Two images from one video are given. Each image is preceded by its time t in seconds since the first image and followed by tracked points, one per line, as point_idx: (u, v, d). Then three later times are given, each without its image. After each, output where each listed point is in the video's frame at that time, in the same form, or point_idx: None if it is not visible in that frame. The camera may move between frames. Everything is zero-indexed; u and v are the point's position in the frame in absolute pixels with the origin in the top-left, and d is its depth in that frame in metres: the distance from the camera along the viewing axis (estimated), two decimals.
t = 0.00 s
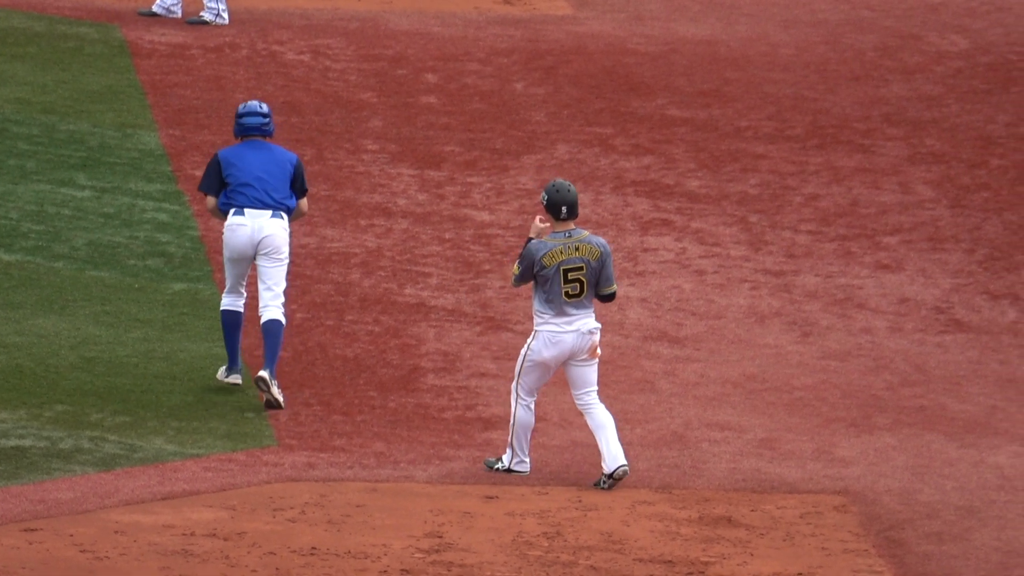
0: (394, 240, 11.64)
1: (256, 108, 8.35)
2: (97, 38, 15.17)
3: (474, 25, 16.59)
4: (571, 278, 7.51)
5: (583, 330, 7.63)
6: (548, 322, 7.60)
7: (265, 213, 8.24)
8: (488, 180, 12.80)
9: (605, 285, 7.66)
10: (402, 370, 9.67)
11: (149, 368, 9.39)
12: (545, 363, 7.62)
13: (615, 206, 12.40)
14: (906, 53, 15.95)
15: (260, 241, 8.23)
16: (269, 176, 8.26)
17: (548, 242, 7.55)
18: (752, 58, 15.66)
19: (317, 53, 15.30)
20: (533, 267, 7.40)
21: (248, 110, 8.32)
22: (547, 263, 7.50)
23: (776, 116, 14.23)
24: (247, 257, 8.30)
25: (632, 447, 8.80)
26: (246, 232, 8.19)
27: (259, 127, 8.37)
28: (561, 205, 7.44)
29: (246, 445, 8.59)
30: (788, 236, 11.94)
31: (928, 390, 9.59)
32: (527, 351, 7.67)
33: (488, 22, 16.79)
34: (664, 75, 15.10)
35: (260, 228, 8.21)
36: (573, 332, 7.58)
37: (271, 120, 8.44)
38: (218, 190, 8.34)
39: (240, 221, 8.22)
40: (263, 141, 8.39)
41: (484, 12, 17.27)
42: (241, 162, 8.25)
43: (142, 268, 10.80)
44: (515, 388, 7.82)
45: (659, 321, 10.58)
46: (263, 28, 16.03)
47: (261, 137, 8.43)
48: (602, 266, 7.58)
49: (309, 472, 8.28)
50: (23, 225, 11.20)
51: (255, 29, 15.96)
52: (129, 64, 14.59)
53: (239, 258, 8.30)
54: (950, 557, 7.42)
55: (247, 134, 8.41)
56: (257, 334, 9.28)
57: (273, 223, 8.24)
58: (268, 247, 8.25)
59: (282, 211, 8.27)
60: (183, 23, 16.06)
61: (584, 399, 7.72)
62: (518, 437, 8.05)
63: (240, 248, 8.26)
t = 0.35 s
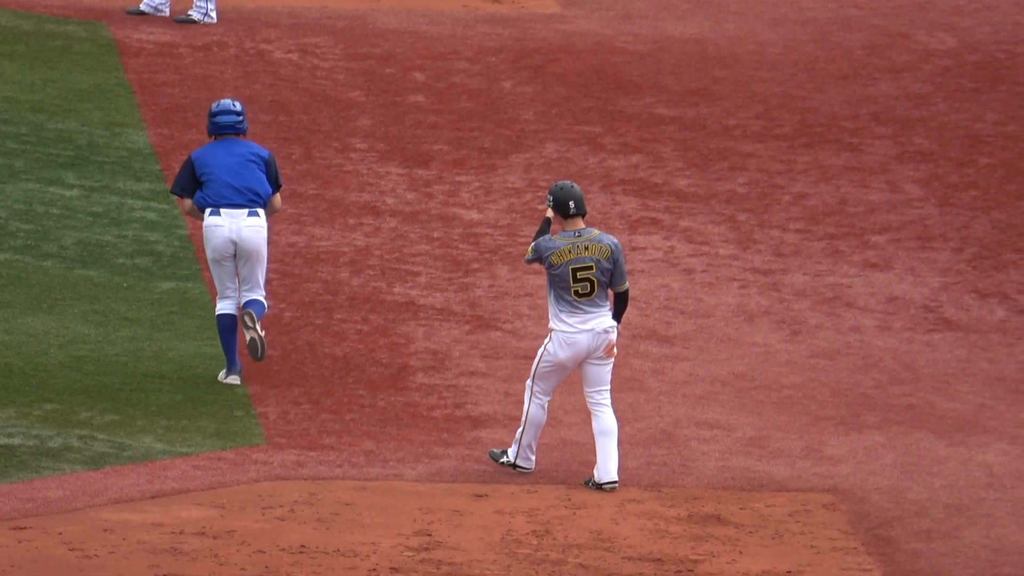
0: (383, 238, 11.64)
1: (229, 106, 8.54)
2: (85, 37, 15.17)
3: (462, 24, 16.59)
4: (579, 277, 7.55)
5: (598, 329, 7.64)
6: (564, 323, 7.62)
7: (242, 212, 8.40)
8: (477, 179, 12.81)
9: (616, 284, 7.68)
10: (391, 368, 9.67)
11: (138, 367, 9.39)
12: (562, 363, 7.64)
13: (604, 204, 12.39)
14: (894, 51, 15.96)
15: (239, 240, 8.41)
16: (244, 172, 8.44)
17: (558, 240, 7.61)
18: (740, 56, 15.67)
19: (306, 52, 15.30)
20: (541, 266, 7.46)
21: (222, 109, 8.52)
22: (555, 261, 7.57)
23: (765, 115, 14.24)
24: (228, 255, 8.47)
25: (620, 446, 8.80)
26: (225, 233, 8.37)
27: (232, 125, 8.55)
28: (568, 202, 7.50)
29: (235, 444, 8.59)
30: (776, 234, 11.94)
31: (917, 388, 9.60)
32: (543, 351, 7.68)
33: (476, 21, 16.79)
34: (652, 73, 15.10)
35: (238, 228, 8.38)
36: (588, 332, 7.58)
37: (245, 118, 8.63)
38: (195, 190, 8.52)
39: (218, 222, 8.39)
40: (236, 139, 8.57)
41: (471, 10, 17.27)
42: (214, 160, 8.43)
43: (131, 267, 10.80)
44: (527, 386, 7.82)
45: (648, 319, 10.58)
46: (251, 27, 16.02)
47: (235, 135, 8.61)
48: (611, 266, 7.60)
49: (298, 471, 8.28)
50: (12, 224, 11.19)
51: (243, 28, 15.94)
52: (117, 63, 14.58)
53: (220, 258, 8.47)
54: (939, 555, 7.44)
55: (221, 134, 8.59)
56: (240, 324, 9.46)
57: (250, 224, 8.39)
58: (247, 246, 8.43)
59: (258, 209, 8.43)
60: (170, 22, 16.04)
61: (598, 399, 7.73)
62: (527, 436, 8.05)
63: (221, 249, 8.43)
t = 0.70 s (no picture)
0: (370, 236, 11.64)
1: (213, 90, 8.50)
2: (73, 35, 15.17)
3: (449, 21, 16.59)
4: (583, 274, 7.43)
5: (601, 326, 7.56)
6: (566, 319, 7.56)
7: (214, 199, 8.45)
8: (463, 177, 12.81)
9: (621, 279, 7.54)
10: (377, 365, 9.67)
11: (125, 364, 9.38)
12: (563, 359, 7.58)
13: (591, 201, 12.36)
14: (882, 49, 15.96)
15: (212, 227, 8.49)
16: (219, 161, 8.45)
17: (561, 237, 7.50)
18: (727, 54, 15.66)
19: (293, 49, 15.29)
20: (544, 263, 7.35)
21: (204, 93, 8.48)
22: (559, 259, 7.45)
23: (752, 112, 14.23)
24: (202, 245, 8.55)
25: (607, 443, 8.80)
26: (198, 221, 8.44)
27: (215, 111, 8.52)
28: (571, 197, 7.37)
29: (221, 441, 8.59)
30: (763, 232, 11.94)
31: (904, 386, 9.59)
32: (545, 346, 7.64)
33: (463, 18, 16.80)
34: (639, 71, 15.10)
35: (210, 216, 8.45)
36: (590, 328, 7.52)
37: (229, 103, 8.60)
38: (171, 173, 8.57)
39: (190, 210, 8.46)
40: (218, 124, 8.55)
41: (459, 8, 17.28)
42: (189, 146, 8.45)
43: (117, 264, 10.80)
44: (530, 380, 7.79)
45: (634, 316, 10.57)
46: (238, 24, 16.01)
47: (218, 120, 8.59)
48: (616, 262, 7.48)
49: (284, 468, 8.28)
50: None
51: (230, 25, 15.94)
52: (104, 60, 14.58)
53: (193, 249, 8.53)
54: (925, 553, 7.43)
55: (204, 118, 8.57)
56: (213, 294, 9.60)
57: (222, 209, 8.46)
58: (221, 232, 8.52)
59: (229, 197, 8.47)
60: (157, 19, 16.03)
61: (600, 396, 7.65)
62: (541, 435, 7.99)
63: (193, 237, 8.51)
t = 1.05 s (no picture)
0: (356, 232, 11.64)
1: (190, 72, 8.75)
2: (60, 31, 15.16)
3: (436, 18, 16.59)
4: (581, 274, 7.30)
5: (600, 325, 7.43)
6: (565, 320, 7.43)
7: (184, 183, 8.63)
8: (450, 172, 12.81)
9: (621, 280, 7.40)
10: (364, 362, 9.67)
11: (111, 360, 9.38)
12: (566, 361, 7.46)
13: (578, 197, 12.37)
14: (868, 45, 15.95)
15: (182, 211, 8.67)
16: (192, 142, 8.65)
17: (561, 236, 7.36)
18: (714, 50, 15.66)
19: (279, 46, 15.27)
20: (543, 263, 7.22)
21: (182, 75, 8.74)
22: (558, 258, 7.32)
23: (739, 108, 14.23)
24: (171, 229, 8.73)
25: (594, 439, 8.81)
26: (167, 204, 8.63)
27: (191, 93, 8.75)
28: (578, 198, 7.27)
29: (208, 437, 8.59)
30: (750, 228, 11.94)
31: (890, 382, 9.60)
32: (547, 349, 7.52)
33: (450, 15, 16.79)
34: (626, 67, 15.08)
35: (180, 199, 8.64)
36: (587, 327, 7.40)
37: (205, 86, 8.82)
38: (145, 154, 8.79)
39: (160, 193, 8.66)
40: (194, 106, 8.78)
41: (446, 4, 17.26)
42: (164, 126, 8.66)
43: (104, 260, 10.80)
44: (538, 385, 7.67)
45: (621, 313, 10.57)
46: (225, 21, 16.00)
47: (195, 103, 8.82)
48: (616, 262, 7.35)
49: (270, 464, 8.28)
50: None
51: (217, 22, 15.92)
52: (91, 57, 14.57)
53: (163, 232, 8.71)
54: (911, 548, 7.43)
55: (180, 99, 8.80)
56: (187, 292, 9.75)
57: (192, 193, 8.64)
58: (190, 216, 8.69)
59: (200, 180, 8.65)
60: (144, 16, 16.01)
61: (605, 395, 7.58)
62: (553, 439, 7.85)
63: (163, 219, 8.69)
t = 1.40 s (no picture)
0: (342, 229, 11.64)
1: (147, 58, 8.93)
2: (44, 28, 15.15)
3: (421, 15, 16.58)
4: (583, 280, 7.16)
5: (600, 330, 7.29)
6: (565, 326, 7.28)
7: (160, 166, 8.79)
8: (435, 170, 12.81)
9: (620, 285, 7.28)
10: (349, 359, 9.67)
11: (97, 358, 9.37)
12: (570, 366, 7.28)
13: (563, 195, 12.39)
14: (853, 41, 15.93)
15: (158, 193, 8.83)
16: (164, 123, 8.80)
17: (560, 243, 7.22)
18: (699, 47, 15.65)
19: (264, 43, 15.24)
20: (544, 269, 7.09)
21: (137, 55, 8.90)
22: (560, 264, 7.17)
23: (724, 105, 14.22)
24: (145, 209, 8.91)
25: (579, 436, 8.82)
26: (143, 187, 8.77)
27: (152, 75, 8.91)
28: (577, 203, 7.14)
29: (194, 435, 8.59)
30: (735, 225, 11.94)
31: (877, 378, 9.60)
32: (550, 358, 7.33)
33: (435, 12, 16.78)
34: (611, 64, 15.07)
35: (156, 181, 8.79)
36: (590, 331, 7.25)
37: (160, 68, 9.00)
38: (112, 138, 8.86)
39: (135, 177, 8.79)
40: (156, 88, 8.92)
41: (431, 2, 17.25)
42: (133, 109, 8.77)
43: (89, 258, 10.80)
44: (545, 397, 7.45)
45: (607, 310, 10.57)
46: (210, 18, 15.98)
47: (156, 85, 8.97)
48: (616, 266, 7.23)
49: (256, 462, 8.28)
50: None
51: (202, 19, 15.90)
52: (75, 54, 14.56)
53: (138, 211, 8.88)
54: (898, 545, 7.43)
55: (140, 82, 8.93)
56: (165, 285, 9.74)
57: (168, 174, 8.82)
58: (166, 197, 8.85)
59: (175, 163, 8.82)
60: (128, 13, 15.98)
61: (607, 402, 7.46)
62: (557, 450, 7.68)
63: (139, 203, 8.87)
